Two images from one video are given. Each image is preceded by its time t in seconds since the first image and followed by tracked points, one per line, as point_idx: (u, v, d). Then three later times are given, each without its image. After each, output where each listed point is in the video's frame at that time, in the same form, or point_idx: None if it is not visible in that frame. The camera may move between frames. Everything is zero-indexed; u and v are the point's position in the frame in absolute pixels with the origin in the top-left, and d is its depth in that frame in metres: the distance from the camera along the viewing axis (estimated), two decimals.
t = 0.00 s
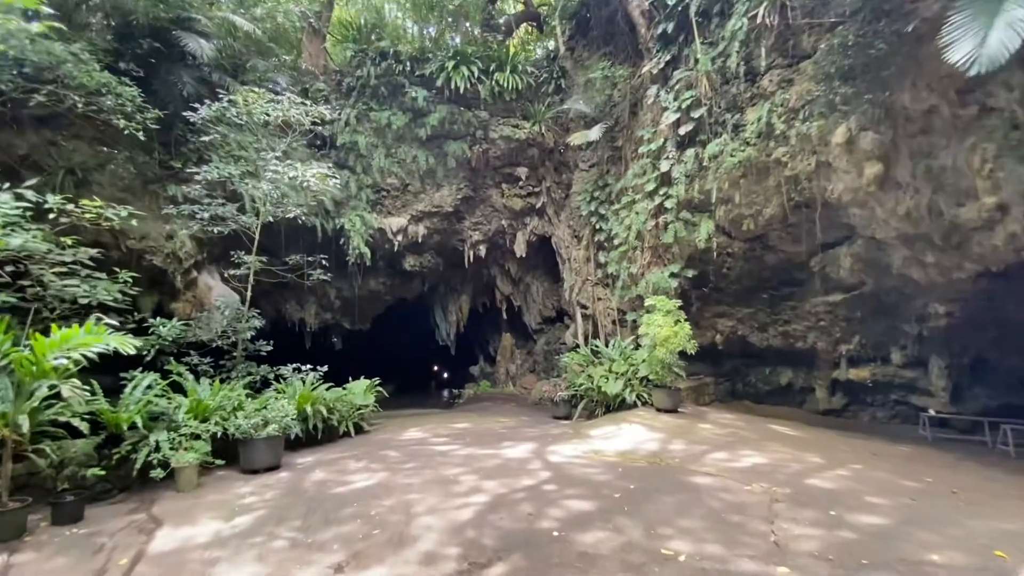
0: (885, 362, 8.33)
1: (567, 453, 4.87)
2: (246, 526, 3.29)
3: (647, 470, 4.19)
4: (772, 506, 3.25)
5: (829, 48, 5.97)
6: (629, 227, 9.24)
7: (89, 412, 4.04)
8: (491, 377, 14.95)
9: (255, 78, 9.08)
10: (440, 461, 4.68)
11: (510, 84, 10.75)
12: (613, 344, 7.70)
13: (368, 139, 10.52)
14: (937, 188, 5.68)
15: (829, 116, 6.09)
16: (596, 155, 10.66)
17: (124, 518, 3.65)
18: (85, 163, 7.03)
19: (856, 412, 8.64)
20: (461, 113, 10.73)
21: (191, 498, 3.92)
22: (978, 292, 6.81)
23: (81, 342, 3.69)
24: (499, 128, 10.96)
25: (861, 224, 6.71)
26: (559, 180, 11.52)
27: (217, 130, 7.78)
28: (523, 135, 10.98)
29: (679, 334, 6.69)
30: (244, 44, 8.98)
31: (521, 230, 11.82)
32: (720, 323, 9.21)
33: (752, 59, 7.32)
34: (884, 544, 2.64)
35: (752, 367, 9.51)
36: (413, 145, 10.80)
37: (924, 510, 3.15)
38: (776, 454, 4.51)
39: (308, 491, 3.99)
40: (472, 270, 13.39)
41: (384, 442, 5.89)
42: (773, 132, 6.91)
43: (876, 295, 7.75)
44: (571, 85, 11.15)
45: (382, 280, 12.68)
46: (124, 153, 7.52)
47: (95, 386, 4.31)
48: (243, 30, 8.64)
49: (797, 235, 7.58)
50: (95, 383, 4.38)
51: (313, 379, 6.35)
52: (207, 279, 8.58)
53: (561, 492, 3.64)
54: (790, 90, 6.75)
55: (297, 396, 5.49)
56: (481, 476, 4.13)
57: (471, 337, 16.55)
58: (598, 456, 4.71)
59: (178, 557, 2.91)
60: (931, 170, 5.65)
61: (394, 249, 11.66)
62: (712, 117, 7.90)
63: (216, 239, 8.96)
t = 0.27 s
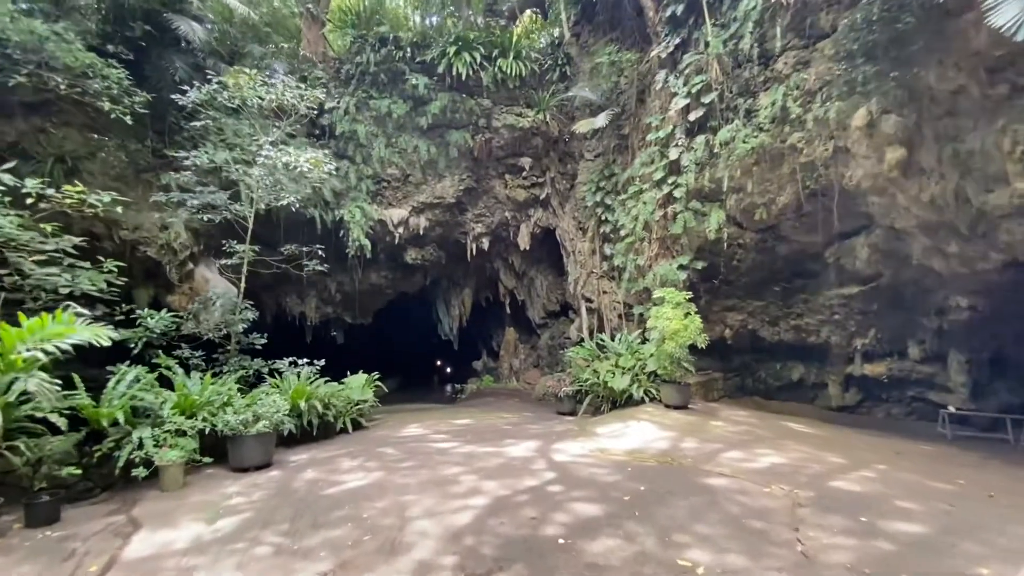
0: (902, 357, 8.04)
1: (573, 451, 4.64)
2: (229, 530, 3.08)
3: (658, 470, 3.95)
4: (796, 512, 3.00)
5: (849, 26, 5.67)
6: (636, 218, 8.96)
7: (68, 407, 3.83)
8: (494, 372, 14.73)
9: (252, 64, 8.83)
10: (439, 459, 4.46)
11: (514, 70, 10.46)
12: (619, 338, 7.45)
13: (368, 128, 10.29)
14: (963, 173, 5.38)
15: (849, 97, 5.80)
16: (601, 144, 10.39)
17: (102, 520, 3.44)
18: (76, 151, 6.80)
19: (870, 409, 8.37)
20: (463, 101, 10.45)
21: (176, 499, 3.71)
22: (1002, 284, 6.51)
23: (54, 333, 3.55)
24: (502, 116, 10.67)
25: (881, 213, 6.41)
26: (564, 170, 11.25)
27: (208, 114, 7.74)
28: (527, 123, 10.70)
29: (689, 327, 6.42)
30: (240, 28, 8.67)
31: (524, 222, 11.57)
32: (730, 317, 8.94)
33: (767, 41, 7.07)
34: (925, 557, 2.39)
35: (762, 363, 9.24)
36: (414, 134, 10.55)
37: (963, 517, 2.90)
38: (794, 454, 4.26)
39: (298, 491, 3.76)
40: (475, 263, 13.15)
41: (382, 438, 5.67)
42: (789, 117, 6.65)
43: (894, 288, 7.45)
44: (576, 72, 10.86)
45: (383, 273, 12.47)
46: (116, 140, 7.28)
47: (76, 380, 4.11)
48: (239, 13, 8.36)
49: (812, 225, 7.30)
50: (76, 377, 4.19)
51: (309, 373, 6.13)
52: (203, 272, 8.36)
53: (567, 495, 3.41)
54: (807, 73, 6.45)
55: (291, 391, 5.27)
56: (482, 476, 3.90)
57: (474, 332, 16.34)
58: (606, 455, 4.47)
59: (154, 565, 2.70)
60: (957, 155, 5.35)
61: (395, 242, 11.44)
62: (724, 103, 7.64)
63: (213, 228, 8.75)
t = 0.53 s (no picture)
0: (920, 355, 7.72)
1: (579, 454, 4.39)
2: (206, 541, 2.85)
3: (669, 476, 3.69)
4: (823, 526, 2.74)
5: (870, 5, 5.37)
6: (643, 211, 8.67)
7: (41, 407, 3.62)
8: (497, 369, 14.50)
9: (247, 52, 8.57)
10: (437, 462, 4.23)
11: (516, 59, 10.17)
12: (625, 335, 7.19)
13: (368, 120, 10.05)
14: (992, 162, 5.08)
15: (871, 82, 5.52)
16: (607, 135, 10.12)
17: (74, 528, 3.22)
18: (64, 142, 6.60)
19: (886, 409, 8.07)
20: (464, 91, 10.18)
21: (154, 505, 3.49)
22: None
23: (18, 329, 3.28)
24: (504, 107, 10.39)
25: (902, 204, 6.11)
26: (568, 163, 10.96)
27: (194, 101, 7.59)
28: (530, 114, 10.42)
29: (700, 323, 6.13)
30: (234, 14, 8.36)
31: (528, 216, 11.32)
32: (740, 313, 8.66)
33: (781, 26, 6.80)
34: None
35: (773, 360, 8.95)
36: (414, 125, 10.30)
37: (1009, 534, 2.63)
38: (815, 458, 3.99)
39: (282, 498, 3.51)
40: (477, 258, 12.90)
41: (379, 439, 5.44)
42: (804, 104, 6.37)
43: (913, 283, 7.14)
44: (581, 61, 10.58)
45: (384, 269, 12.26)
46: (105, 131, 7.08)
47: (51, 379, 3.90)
48: None
49: (828, 217, 7.00)
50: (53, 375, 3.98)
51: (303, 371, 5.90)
52: (201, 267, 8.10)
53: (572, 503, 3.16)
54: (825, 57, 6.15)
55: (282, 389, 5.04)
56: (481, 482, 3.67)
57: (477, 328, 16.12)
58: (613, 458, 4.22)
59: None
60: (986, 142, 5.05)
61: (396, 237, 11.21)
62: (735, 90, 7.36)
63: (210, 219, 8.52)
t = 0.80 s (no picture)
0: (940, 352, 7.42)
1: (585, 455, 4.16)
2: (179, 552, 2.64)
3: (681, 480, 3.44)
4: (853, 540, 2.50)
5: None
6: (651, 202, 8.37)
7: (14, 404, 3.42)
8: (500, 366, 14.28)
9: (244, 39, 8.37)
10: (434, 463, 4.00)
11: (520, 47, 9.88)
12: (632, 331, 6.93)
13: (367, 110, 9.81)
14: None
15: (894, 64, 5.27)
16: (613, 125, 9.88)
17: (42, 535, 3.01)
18: (54, 131, 6.43)
19: (903, 407, 7.78)
20: (466, 80, 9.91)
21: (131, 509, 3.29)
22: None
23: None
24: (507, 96, 10.12)
25: (924, 193, 5.82)
26: (573, 154, 10.69)
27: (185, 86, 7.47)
28: (534, 104, 10.15)
29: (711, 318, 5.83)
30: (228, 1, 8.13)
31: (532, 209, 11.06)
32: (750, 308, 8.38)
33: (796, 8, 6.56)
34: None
35: (784, 357, 8.67)
36: (415, 116, 10.05)
37: None
38: (837, 461, 3.74)
39: (267, 503, 3.28)
40: (480, 253, 12.66)
41: (376, 438, 5.23)
42: (819, 89, 6.14)
43: (934, 276, 6.83)
44: (587, 49, 10.31)
45: (386, 263, 12.04)
46: (97, 119, 6.90)
47: (26, 374, 3.69)
48: None
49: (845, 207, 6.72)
50: (30, 371, 3.79)
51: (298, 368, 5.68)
52: (195, 261, 7.85)
53: (576, 510, 2.93)
54: (843, 39, 5.88)
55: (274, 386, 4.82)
56: (480, 485, 3.44)
57: (481, 324, 15.91)
58: (621, 460, 3.97)
59: None
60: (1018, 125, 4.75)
61: (397, 230, 10.99)
62: (747, 75, 7.11)
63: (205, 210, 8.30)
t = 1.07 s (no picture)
0: (962, 347, 7.12)
1: (593, 456, 3.90)
2: (149, 567, 2.41)
3: (698, 486, 3.18)
4: (896, 558, 2.24)
5: None
6: (659, 191, 8.00)
7: None
8: (504, 361, 14.03)
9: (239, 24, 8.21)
10: (432, 465, 3.75)
11: (524, 32, 9.55)
12: (641, 326, 6.68)
13: (366, 97, 9.52)
14: None
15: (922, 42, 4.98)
16: (621, 113, 9.62)
17: (8, 544, 2.79)
18: (40, 117, 6.22)
19: (922, 405, 7.49)
20: (468, 66, 9.60)
21: (107, 516, 3.06)
22: None
23: None
24: (511, 83, 9.81)
25: (952, 180, 5.52)
26: (578, 144, 10.39)
27: (172, 67, 7.09)
28: (539, 91, 9.83)
29: (725, 313, 5.53)
30: None
31: (536, 200, 10.78)
32: (763, 302, 8.08)
33: None
34: None
35: (798, 353, 8.38)
36: (416, 104, 9.77)
37: None
38: (866, 464, 3.47)
39: (250, 510, 3.04)
40: (483, 246, 12.39)
41: (373, 436, 5.00)
42: (839, 70, 5.83)
43: (958, 268, 6.52)
44: (593, 35, 10.00)
45: (386, 256, 11.80)
46: (84, 105, 6.70)
47: None
48: None
49: (865, 196, 6.43)
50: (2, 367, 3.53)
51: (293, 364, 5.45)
52: (190, 253, 7.53)
53: (584, 520, 2.68)
54: (867, 15, 5.59)
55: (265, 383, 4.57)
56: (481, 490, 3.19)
57: (484, 318, 15.68)
58: (632, 463, 3.71)
59: None
60: None
61: (397, 222, 10.73)
62: (763, 57, 6.81)
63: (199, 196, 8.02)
